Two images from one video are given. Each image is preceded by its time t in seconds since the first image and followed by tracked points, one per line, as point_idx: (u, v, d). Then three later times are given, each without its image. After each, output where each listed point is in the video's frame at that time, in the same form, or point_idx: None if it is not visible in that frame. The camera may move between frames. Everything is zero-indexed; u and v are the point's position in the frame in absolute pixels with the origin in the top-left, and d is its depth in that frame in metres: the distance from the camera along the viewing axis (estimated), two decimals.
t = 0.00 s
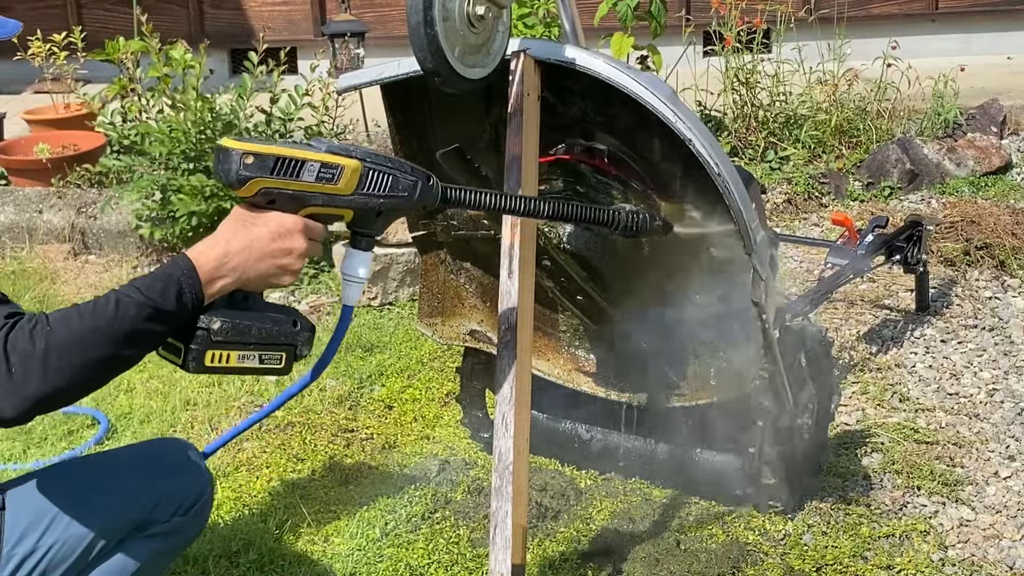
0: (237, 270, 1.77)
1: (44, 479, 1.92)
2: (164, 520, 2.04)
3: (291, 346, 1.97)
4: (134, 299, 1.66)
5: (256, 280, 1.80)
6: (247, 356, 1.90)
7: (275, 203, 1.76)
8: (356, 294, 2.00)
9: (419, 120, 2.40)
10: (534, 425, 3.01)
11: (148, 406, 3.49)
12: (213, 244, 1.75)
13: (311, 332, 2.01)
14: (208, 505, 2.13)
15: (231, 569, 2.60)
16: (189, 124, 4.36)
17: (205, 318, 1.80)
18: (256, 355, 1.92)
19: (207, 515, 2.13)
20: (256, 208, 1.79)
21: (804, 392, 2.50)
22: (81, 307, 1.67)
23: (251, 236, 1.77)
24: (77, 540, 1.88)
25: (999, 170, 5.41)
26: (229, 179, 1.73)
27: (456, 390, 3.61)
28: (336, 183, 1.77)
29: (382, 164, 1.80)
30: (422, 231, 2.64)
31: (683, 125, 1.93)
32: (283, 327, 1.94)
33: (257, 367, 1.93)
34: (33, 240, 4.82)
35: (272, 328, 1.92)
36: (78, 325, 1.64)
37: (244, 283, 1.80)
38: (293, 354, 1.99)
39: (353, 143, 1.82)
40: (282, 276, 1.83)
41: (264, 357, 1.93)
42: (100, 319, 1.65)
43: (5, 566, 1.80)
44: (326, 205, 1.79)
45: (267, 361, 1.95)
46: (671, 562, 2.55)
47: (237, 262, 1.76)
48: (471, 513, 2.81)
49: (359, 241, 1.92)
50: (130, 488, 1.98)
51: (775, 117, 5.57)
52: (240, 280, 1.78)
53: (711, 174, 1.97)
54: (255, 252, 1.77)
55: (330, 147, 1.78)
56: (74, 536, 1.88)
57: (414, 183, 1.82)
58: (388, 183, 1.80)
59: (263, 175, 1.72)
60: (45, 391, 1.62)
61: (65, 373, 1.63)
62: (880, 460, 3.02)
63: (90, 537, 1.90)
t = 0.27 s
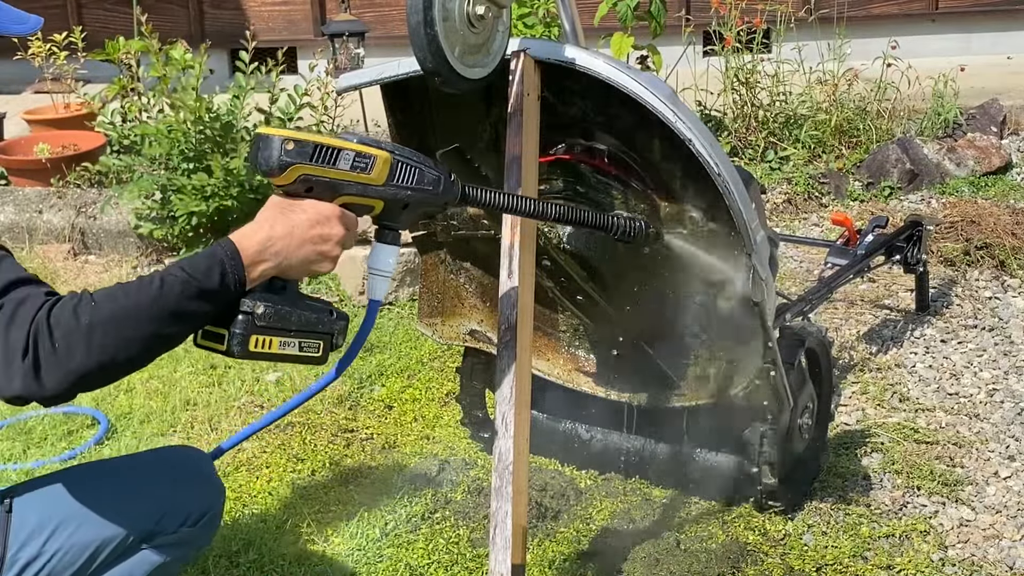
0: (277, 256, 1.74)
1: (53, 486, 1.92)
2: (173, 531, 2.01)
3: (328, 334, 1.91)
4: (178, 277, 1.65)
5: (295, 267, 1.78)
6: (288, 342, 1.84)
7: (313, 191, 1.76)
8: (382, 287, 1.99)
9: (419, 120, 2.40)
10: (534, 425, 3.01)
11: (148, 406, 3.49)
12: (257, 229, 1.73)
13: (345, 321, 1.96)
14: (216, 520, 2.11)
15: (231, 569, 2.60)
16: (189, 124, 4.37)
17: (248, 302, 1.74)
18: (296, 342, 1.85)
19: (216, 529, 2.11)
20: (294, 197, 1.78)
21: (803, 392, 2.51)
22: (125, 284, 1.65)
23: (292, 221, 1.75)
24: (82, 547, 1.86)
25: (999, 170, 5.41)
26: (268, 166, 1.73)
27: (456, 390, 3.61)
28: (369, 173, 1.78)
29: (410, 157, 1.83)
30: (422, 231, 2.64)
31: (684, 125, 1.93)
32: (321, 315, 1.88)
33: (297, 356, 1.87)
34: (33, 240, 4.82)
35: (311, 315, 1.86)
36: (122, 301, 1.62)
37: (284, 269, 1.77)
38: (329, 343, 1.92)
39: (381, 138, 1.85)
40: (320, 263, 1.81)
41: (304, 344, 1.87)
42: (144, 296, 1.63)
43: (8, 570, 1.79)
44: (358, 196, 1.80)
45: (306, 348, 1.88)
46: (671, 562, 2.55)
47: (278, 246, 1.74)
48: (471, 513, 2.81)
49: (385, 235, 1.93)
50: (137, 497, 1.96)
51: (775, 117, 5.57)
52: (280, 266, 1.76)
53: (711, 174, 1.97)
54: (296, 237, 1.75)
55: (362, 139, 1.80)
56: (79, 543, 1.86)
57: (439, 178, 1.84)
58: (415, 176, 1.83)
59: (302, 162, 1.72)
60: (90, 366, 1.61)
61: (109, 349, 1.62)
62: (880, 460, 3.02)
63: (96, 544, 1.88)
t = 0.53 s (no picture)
0: (313, 244, 1.70)
1: (77, 491, 1.89)
2: (193, 546, 1.96)
3: (360, 319, 1.87)
4: (222, 261, 1.58)
5: (330, 254, 1.73)
6: (324, 328, 1.79)
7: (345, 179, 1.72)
8: (403, 275, 1.95)
9: (419, 120, 2.40)
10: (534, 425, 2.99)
11: (148, 406, 3.49)
12: (293, 216, 1.68)
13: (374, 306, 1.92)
14: (240, 535, 2.05)
15: (231, 569, 2.60)
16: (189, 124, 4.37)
17: (288, 287, 1.70)
18: (331, 328, 1.81)
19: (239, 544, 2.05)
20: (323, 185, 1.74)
21: (803, 393, 2.52)
22: (168, 268, 1.58)
23: (327, 208, 1.71)
24: (100, 559, 1.84)
25: (999, 170, 5.41)
26: (303, 155, 1.68)
27: (456, 390, 3.61)
28: (396, 161, 1.75)
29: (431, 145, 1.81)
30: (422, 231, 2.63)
31: (684, 125, 1.93)
32: (354, 300, 1.84)
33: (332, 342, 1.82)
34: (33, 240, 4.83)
35: (346, 300, 1.82)
36: (168, 284, 1.55)
37: (318, 257, 1.73)
38: (361, 328, 1.89)
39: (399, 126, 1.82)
40: (352, 251, 1.77)
41: (338, 329, 1.83)
42: (190, 280, 1.56)
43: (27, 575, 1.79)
44: (384, 183, 1.77)
45: (340, 334, 1.84)
46: (671, 562, 2.56)
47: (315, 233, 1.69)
48: (471, 513, 2.81)
49: (403, 222, 1.90)
50: (157, 510, 1.92)
51: (775, 117, 5.57)
52: (316, 254, 1.71)
53: (711, 174, 1.97)
54: (331, 224, 1.71)
55: (386, 128, 1.77)
56: (97, 554, 1.84)
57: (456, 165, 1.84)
58: (436, 164, 1.81)
59: (337, 150, 1.68)
60: (136, 350, 1.53)
61: (155, 333, 1.54)
62: (880, 460, 3.02)
63: (114, 556, 1.85)
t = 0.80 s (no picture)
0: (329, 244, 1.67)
1: (93, 495, 1.90)
2: (205, 554, 1.96)
3: (375, 313, 1.82)
4: (237, 261, 1.55)
5: (347, 251, 1.71)
6: (343, 325, 1.75)
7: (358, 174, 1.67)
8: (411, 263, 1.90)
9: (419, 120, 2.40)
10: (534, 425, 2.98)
11: (148, 406, 3.49)
12: (310, 216, 1.65)
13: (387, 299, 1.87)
14: (250, 545, 2.05)
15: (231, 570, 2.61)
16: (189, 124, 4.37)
17: (307, 286, 1.66)
18: (349, 323, 1.76)
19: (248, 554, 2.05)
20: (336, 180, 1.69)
21: (803, 392, 2.52)
22: (183, 269, 1.56)
23: (343, 205, 1.67)
24: (114, 562, 1.84)
25: (999, 170, 5.41)
26: (318, 151, 1.61)
27: (456, 390, 3.61)
28: (408, 154, 1.71)
29: (440, 134, 1.77)
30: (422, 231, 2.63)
31: (684, 125, 1.93)
32: (370, 295, 1.79)
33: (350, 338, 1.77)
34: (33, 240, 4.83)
35: (362, 295, 1.77)
36: (182, 284, 1.53)
37: (335, 255, 1.70)
38: (375, 322, 1.84)
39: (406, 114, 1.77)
40: (367, 248, 1.74)
41: (355, 325, 1.77)
42: (204, 279, 1.54)
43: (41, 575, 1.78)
44: (396, 176, 1.73)
45: (357, 329, 1.79)
46: (671, 562, 2.56)
47: (333, 233, 1.66)
48: (471, 513, 2.81)
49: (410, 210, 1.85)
50: (170, 515, 1.92)
51: (775, 117, 5.57)
52: (332, 252, 1.68)
53: (711, 174, 1.97)
54: (348, 222, 1.68)
55: (395, 118, 1.71)
56: (111, 556, 1.84)
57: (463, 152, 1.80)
58: (445, 153, 1.77)
59: (353, 146, 1.62)
60: (149, 350, 1.52)
61: (169, 333, 1.53)
62: (880, 460, 3.02)
63: (128, 559, 1.85)
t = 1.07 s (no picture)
0: (344, 248, 1.67)
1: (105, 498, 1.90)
2: (215, 561, 1.95)
3: (383, 313, 1.81)
4: (246, 263, 1.56)
5: (363, 253, 1.72)
6: (354, 328, 1.74)
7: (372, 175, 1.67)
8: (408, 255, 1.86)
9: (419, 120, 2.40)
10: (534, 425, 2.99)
11: (148, 406, 3.49)
12: (328, 221, 1.65)
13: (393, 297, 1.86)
14: (260, 552, 2.04)
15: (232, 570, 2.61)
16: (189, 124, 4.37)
17: (324, 292, 1.66)
18: (360, 326, 1.75)
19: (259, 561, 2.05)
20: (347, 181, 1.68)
21: (803, 393, 2.52)
22: (190, 269, 1.56)
23: (359, 208, 1.68)
24: (125, 566, 1.84)
25: (999, 170, 5.41)
26: (337, 156, 1.61)
27: (456, 390, 3.61)
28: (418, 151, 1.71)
29: (447, 128, 1.77)
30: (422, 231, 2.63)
31: (684, 125, 1.93)
32: (379, 296, 1.78)
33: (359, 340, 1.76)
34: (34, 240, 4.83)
35: (373, 296, 1.77)
36: (189, 286, 1.53)
37: (351, 258, 1.70)
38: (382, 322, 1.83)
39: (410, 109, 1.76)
40: (380, 250, 1.74)
41: (366, 326, 1.77)
42: (212, 281, 1.53)
43: None
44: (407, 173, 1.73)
45: (367, 331, 1.78)
46: (671, 562, 2.56)
47: (348, 237, 1.66)
48: (471, 513, 2.81)
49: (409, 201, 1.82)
50: (182, 521, 1.92)
51: (775, 117, 5.58)
52: (348, 256, 1.69)
53: (711, 174, 1.97)
54: (362, 225, 1.68)
55: (401, 113, 1.71)
56: (122, 561, 1.84)
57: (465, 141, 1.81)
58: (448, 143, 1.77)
59: (369, 150, 1.62)
60: (154, 351, 1.52)
61: (175, 334, 1.52)
62: (880, 460, 3.02)
63: (138, 564, 1.85)
